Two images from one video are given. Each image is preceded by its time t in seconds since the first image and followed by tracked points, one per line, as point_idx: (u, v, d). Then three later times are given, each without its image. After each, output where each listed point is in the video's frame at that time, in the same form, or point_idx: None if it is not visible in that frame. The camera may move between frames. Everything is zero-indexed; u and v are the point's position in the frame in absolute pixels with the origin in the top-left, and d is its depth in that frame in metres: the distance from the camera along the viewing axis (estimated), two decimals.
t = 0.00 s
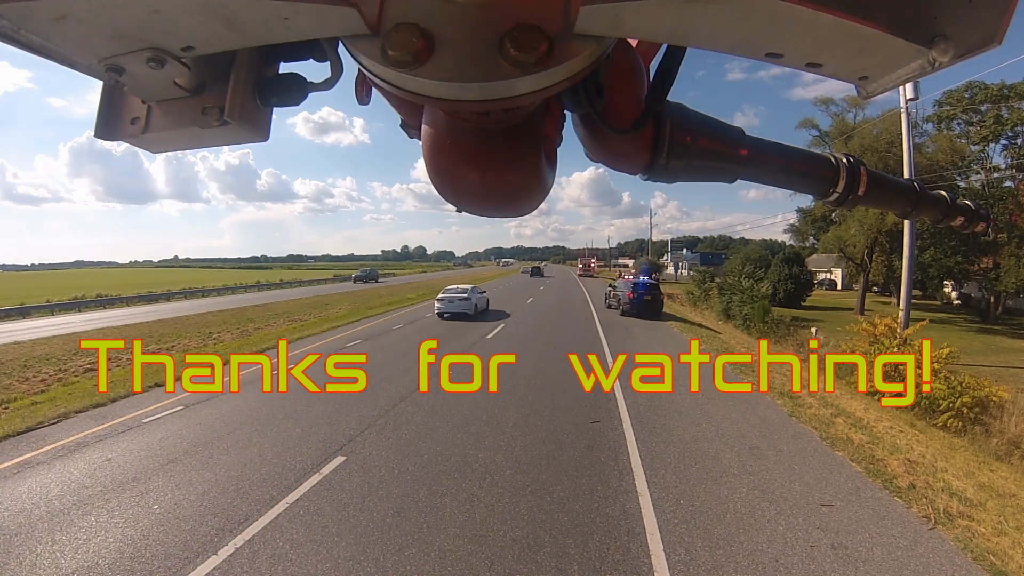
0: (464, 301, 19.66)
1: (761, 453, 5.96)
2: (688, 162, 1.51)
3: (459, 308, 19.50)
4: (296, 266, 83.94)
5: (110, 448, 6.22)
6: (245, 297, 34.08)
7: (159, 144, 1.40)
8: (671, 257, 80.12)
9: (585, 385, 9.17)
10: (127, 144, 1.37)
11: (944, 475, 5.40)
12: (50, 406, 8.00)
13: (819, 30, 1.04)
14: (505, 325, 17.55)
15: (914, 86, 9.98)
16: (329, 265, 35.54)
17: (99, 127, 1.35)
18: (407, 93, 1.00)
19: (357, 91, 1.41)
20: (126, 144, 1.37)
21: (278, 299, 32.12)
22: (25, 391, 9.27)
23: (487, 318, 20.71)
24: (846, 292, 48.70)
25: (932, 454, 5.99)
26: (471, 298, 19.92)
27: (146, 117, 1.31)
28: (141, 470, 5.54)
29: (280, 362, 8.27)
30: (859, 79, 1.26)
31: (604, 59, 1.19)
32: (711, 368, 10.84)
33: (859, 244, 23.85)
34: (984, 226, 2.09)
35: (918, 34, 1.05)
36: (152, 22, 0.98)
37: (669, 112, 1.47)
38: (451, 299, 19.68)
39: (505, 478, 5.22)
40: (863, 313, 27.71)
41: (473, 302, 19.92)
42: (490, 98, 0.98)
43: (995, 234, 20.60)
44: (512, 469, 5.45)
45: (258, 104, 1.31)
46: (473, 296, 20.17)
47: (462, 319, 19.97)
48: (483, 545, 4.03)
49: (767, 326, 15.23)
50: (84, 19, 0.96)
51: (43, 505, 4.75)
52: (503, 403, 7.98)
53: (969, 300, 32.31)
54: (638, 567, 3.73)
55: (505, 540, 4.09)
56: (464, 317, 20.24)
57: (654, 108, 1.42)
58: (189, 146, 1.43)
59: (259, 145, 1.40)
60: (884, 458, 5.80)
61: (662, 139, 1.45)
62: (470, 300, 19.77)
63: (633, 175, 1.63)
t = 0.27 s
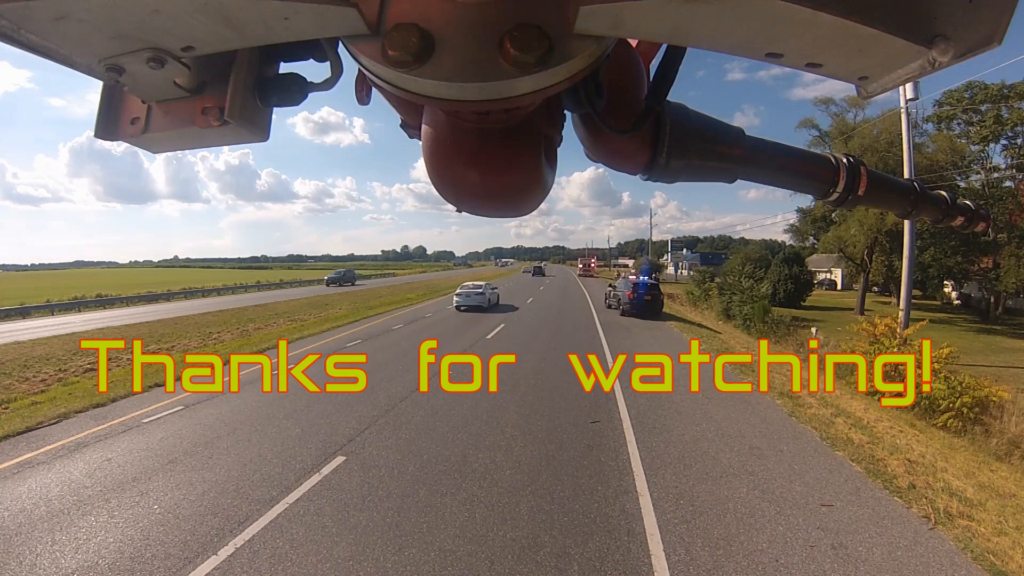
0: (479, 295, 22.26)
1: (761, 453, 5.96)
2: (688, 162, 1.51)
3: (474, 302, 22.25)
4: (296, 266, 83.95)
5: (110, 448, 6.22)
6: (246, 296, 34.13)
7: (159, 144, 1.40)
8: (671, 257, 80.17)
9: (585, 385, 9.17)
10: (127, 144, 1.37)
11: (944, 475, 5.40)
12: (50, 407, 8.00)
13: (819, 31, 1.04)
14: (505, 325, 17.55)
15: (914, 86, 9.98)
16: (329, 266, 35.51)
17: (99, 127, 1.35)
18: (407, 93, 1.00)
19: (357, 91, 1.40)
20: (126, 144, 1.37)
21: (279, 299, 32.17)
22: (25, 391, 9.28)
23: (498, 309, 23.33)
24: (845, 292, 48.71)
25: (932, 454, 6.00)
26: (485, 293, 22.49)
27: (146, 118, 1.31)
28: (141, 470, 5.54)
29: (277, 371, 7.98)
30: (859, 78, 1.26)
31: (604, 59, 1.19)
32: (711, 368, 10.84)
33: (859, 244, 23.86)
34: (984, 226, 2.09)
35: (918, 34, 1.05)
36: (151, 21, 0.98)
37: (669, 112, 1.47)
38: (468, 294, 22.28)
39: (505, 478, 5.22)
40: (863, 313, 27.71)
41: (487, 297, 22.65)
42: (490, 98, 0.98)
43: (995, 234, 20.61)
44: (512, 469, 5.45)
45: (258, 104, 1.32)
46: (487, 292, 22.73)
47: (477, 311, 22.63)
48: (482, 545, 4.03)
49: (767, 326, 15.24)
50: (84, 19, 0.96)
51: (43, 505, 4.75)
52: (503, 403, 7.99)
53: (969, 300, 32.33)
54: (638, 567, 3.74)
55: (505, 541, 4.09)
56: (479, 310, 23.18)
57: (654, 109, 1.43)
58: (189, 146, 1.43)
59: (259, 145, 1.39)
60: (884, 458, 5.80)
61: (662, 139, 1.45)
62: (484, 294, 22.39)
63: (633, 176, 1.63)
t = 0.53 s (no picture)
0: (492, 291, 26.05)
1: (761, 452, 5.96)
2: (688, 162, 1.51)
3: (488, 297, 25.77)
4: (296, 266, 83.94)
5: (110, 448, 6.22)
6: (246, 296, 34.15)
7: (158, 144, 1.40)
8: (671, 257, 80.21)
9: (585, 385, 9.16)
10: (127, 144, 1.37)
11: (944, 475, 5.40)
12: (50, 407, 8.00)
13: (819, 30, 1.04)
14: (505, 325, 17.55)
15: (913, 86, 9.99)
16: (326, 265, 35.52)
17: (99, 127, 1.36)
18: (407, 93, 1.00)
19: (357, 91, 1.40)
20: (126, 144, 1.38)
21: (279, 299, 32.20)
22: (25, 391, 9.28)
23: (509, 305, 26.28)
24: (846, 292, 48.69)
25: (932, 454, 6.00)
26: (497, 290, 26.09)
27: (146, 117, 1.31)
28: (141, 470, 5.54)
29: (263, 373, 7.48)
30: (859, 79, 1.26)
31: (604, 59, 1.19)
32: (711, 368, 10.84)
33: (859, 244, 23.86)
34: (984, 226, 2.09)
35: (919, 33, 1.05)
36: (152, 21, 0.98)
37: (670, 112, 1.47)
38: (480, 290, 25.42)
39: (505, 478, 5.22)
40: (863, 313, 27.71)
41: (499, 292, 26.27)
42: (490, 98, 0.98)
43: (995, 234, 20.61)
44: (512, 469, 5.45)
45: (258, 104, 1.32)
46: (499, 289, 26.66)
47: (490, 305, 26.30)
48: (482, 545, 4.04)
49: (767, 326, 15.24)
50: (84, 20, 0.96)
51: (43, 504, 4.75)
52: (503, 403, 7.98)
53: (969, 300, 32.33)
54: (638, 567, 3.73)
55: (505, 541, 4.09)
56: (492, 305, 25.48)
57: (654, 109, 1.42)
58: (189, 147, 1.43)
59: (259, 145, 1.40)
60: (885, 458, 5.80)
61: (662, 138, 1.45)
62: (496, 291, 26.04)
63: (633, 175, 1.63)
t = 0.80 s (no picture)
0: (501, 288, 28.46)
1: (761, 453, 5.96)
2: (688, 162, 1.51)
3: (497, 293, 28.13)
4: (296, 266, 83.88)
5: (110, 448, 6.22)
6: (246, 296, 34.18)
7: (158, 144, 1.40)
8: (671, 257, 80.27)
9: (585, 385, 9.16)
10: (127, 144, 1.37)
11: (944, 475, 5.40)
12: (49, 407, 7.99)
13: (819, 30, 1.04)
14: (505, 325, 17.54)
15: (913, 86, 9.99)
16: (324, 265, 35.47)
17: (99, 127, 1.36)
18: (407, 93, 1.00)
19: (357, 91, 1.41)
20: (126, 144, 1.38)
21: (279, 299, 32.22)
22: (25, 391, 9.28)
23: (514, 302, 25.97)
24: (846, 292, 48.64)
25: (932, 454, 5.99)
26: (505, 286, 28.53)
27: (146, 117, 1.31)
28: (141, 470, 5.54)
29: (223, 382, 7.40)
30: (859, 78, 1.26)
31: (603, 59, 1.19)
32: (711, 368, 10.84)
33: (859, 244, 23.86)
34: (984, 226, 2.09)
35: (919, 33, 1.05)
36: (151, 20, 0.98)
37: (669, 113, 1.47)
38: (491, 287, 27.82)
39: (505, 479, 5.22)
40: (863, 313, 27.71)
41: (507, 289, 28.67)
42: (490, 98, 0.98)
43: (995, 234, 20.61)
44: (512, 469, 5.45)
45: (258, 105, 1.32)
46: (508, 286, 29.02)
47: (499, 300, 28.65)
48: (482, 545, 4.03)
49: (767, 326, 15.24)
50: (84, 19, 0.96)
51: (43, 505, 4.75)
52: (503, 403, 7.98)
53: (969, 300, 32.32)
54: (638, 567, 3.73)
55: (505, 541, 4.09)
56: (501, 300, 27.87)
57: (654, 109, 1.42)
58: (189, 147, 1.43)
59: (259, 145, 1.40)
60: (885, 458, 5.80)
61: (662, 139, 1.45)
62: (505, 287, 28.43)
63: (633, 176, 1.63)
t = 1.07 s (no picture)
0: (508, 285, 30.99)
1: (761, 452, 5.97)
2: (688, 162, 1.51)
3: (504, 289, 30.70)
4: (296, 266, 83.88)
5: (111, 447, 6.22)
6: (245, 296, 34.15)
7: (158, 144, 1.40)
8: (671, 257, 80.32)
9: (585, 385, 9.16)
10: (126, 144, 1.37)
11: (944, 475, 5.40)
12: (50, 407, 7.99)
13: (819, 30, 1.04)
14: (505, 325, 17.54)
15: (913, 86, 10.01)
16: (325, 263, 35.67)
17: (99, 127, 1.36)
18: (407, 93, 1.01)
19: (357, 91, 1.41)
20: (125, 144, 1.37)
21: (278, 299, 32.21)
22: (25, 391, 9.27)
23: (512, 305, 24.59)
24: (846, 292, 48.64)
25: (932, 454, 5.99)
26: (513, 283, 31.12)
27: (146, 117, 1.31)
28: (142, 470, 5.54)
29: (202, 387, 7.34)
30: (859, 79, 1.26)
31: (604, 59, 1.19)
32: (711, 368, 10.83)
33: (859, 244, 23.87)
34: (984, 226, 2.09)
35: (919, 33, 1.05)
36: (151, 21, 0.98)
37: (669, 113, 1.47)
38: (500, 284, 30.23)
39: (505, 478, 5.22)
40: (863, 313, 27.72)
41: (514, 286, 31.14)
42: (490, 98, 0.98)
43: (995, 234, 20.61)
44: (512, 469, 5.45)
45: (258, 104, 1.32)
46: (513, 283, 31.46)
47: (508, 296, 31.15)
48: (482, 545, 4.03)
49: (767, 326, 15.25)
50: (84, 19, 0.96)
51: (43, 504, 4.75)
52: (503, 403, 7.98)
53: (969, 300, 32.33)
54: (638, 567, 3.74)
55: (505, 541, 4.09)
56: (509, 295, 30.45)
57: (654, 109, 1.42)
58: (189, 146, 1.43)
59: (259, 145, 1.40)
60: (884, 458, 5.80)
61: (662, 139, 1.45)
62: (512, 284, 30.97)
63: (633, 176, 1.63)
